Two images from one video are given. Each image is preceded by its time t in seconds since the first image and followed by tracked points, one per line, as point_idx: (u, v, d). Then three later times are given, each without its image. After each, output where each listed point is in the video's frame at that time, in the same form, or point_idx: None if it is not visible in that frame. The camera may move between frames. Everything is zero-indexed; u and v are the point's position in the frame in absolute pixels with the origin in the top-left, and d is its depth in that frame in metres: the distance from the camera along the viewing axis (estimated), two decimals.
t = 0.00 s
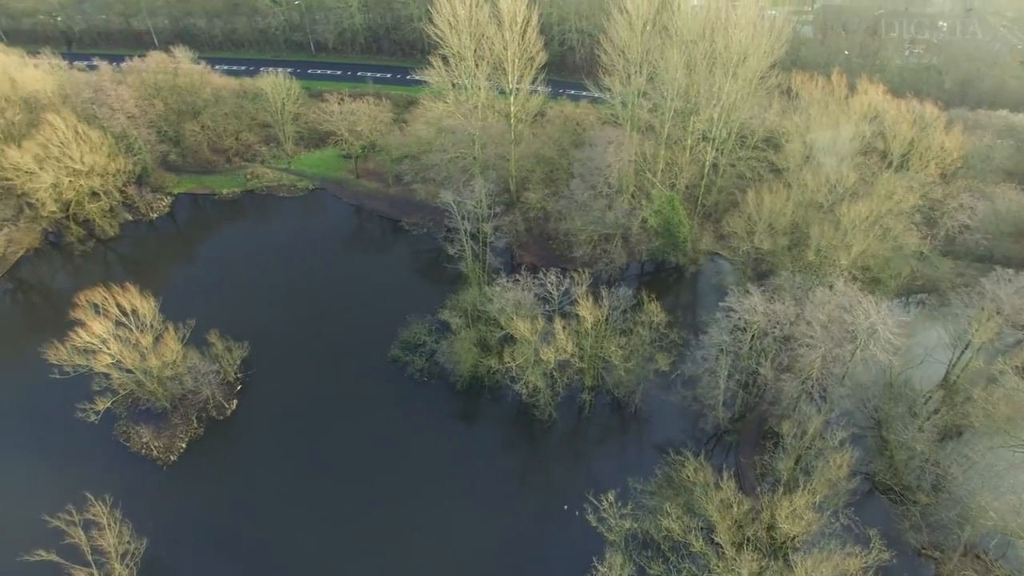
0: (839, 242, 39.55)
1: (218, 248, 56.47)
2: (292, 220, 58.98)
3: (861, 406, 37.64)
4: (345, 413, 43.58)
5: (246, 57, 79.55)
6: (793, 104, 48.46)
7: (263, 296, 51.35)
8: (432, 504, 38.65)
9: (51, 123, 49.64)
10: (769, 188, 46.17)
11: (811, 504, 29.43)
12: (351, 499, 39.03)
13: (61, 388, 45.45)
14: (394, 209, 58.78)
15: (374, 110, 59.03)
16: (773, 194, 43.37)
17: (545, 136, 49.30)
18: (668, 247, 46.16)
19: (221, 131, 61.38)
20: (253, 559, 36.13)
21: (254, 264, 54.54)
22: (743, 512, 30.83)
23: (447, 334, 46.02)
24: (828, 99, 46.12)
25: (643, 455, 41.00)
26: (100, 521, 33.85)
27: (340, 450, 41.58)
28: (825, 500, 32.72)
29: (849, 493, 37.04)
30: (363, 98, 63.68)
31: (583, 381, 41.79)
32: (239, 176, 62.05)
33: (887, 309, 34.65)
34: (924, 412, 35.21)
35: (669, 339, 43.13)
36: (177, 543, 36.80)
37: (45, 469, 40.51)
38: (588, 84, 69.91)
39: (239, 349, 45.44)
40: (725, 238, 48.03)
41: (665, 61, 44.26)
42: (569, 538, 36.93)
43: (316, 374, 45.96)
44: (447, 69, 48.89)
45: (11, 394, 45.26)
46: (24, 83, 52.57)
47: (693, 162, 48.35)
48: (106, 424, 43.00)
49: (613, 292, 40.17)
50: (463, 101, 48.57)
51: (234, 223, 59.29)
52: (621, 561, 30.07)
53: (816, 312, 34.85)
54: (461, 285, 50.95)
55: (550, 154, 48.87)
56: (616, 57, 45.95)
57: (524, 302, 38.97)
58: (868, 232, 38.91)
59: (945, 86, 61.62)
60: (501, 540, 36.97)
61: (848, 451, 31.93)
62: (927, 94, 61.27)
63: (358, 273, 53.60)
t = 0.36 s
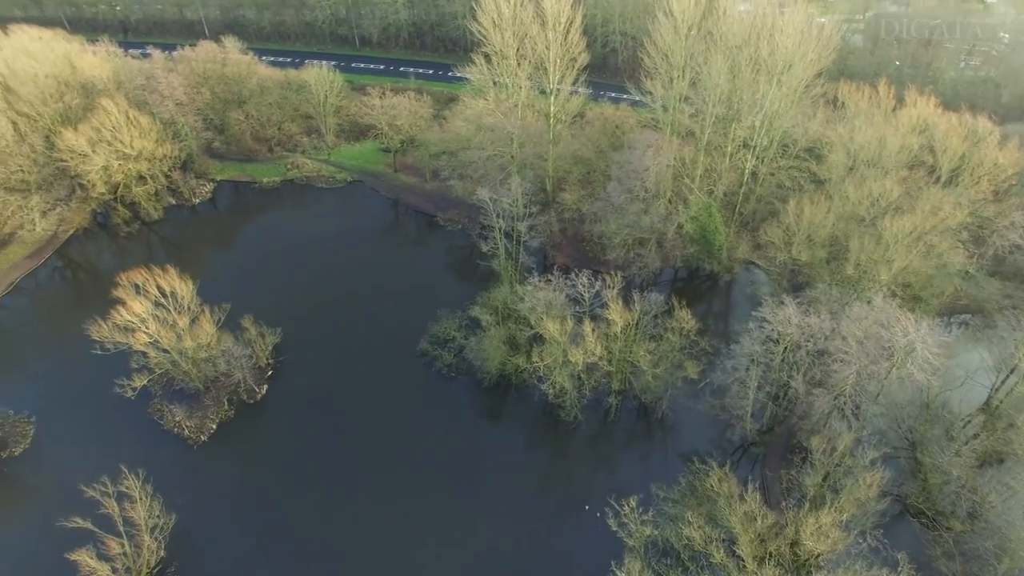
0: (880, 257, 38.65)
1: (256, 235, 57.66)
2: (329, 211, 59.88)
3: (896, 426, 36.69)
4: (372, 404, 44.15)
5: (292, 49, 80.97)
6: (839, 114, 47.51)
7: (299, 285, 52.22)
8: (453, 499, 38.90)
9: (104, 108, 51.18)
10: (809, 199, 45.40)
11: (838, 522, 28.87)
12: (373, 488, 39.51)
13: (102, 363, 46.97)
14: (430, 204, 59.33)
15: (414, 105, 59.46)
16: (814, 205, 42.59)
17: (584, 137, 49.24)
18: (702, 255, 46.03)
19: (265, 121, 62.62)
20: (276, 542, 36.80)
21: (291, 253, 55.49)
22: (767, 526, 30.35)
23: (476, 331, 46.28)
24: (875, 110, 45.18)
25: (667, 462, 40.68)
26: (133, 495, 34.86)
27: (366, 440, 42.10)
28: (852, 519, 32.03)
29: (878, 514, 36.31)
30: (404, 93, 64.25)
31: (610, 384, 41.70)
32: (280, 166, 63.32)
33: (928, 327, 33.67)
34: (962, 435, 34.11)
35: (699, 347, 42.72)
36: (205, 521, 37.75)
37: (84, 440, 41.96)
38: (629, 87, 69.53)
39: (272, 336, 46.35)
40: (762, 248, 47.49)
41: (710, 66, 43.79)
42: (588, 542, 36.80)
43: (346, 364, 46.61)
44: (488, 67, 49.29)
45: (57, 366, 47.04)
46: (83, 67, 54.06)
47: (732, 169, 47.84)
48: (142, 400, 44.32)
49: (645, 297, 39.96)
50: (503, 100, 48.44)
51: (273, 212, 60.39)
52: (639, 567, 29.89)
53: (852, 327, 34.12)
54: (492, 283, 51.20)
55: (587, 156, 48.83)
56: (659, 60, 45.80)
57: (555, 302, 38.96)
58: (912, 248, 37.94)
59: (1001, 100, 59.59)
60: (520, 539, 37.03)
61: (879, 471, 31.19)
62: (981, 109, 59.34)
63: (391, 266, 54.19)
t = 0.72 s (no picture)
0: (916, 272, 37.90)
1: (289, 226, 58.61)
2: (361, 205, 60.55)
3: (926, 446, 35.83)
4: (395, 397, 44.58)
5: (332, 44, 82.07)
6: (879, 125, 46.69)
7: (329, 276, 52.96)
8: (471, 495, 39.12)
9: (148, 96, 52.47)
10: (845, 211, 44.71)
11: (861, 540, 28.33)
12: (392, 481, 39.91)
13: (136, 344, 48.19)
14: (461, 201, 59.65)
15: (450, 102, 59.53)
16: (849, 217, 41.96)
17: (617, 140, 48.91)
18: (733, 262, 46.55)
19: (302, 114, 63.31)
20: (295, 529, 37.40)
21: (322, 244, 56.26)
22: (788, 540, 29.95)
23: (501, 329, 46.49)
24: (917, 122, 44.29)
25: (687, 470, 40.35)
26: (160, 474, 35.72)
27: (388, 432, 42.55)
28: (876, 538, 31.41)
29: (904, 535, 35.57)
30: (440, 90, 64.62)
31: (633, 389, 41.60)
32: (315, 158, 64.38)
33: (965, 346, 32.81)
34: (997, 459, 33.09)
35: (726, 355, 42.38)
36: (228, 503, 38.55)
37: (117, 418, 43.11)
38: (665, 91, 69.19)
39: (300, 325, 47.12)
40: (794, 257, 47.16)
41: (748, 72, 43.41)
42: (604, 545, 36.70)
43: (371, 356, 47.14)
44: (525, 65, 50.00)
45: (93, 345, 48.41)
46: (131, 57, 56.07)
47: (767, 177, 47.45)
48: (172, 382, 45.44)
49: (672, 302, 39.73)
50: (538, 99, 49.19)
51: (306, 203, 61.31)
52: (656, 573, 29.68)
53: (884, 342, 33.51)
54: (520, 282, 51.39)
55: (621, 159, 48.37)
56: (697, 65, 46.03)
57: (582, 304, 38.91)
58: (950, 264, 37.07)
59: None
60: (536, 539, 37.11)
61: (906, 490, 30.53)
62: None
63: (420, 261, 54.62)
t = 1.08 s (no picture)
0: (949, 286, 37.11)
1: (317, 218, 59.39)
2: (389, 200, 61.11)
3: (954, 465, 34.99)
4: (415, 392, 44.90)
5: (366, 40, 83.13)
6: (915, 135, 45.84)
7: (355, 270, 53.49)
8: (487, 493, 39.25)
9: (185, 88, 53.71)
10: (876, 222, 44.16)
11: (881, 557, 27.83)
12: (410, 475, 40.21)
13: (165, 331, 49.11)
14: (488, 200, 59.87)
15: (480, 100, 59.49)
16: (881, 228, 41.33)
17: (647, 143, 48.91)
18: (761, 270, 46.11)
19: (334, 109, 63.89)
20: (312, 519, 37.87)
21: (349, 238, 56.84)
22: (806, 553, 29.52)
23: (523, 329, 46.57)
24: (955, 132, 43.42)
25: (706, 478, 40.02)
26: (183, 459, 36.37)
27: (407, 427, 42.86)
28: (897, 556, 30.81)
29: (928, 555, 34.84)
30: (471, 88, 64.83)
31: (654, 393, 41.42)
32: (345, 153, 64.94)
33: (997, 364, 32.03)
34: None
35: (749, 364, 41.99)
36: (248, 490, 39.22)
37: (144, 402, 44.04)
38: (697, 96, 68.76)
39: (324, 317, 47.68)
40: (822, 266, 46.81)
41: (781, 78, 43.05)
42: (619, 550, 36.52)
43: (393, 351, 47.53)
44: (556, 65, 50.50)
45: (124, 330, 49.52)
46: (170, 48, 57.14)
47: (798, 185, 47.03)
48: (198, 369, 46.27)
49: (697, 308, 39.42)
50: (568, 100, 49.39)
51: (334, 197, 61.99)
52: None
53: (912, 356, 32.92)
54: (544, 282, 51.43)
55: (649, 162, 48.44)
56: (730, 69, 45.86)
57: (606, 306, 38.80)
58: (985, 279, 36.22)
59: None
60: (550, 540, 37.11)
61: (930, 509, 29.89)
62: None
63: (444, 258, 54.97)
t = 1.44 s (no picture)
0: (985, 302, 35.88)
1: (344, 212, 60.05)
2: (416, 197, 61.56)
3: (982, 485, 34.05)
4: (435, 388, 45.12)
5: (398, 37, 83.97)
6: (952, 146, 44.83)
7: (380, 265, 53.95)
8: (503, 492, 39.30)
9: (220, 80, 54.74)
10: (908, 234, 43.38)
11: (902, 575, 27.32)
12: (426, 472, 40.41)
13: (193, 319, 49.98)
14: (515, 199, 59.88)
15: (509, 100, 59.38)
16: (912, 240, 40.58)
17: (676, 147, 48.86)
18: (784, 278, 46.28)
19: (364, 104, 64.33)
20: (330, 510, 38.29)
21: (375, 234, 57.34)
22: (825, 567, 29.10)
23: (545, 329, 46.61)
24: (994, 144, 42.34)
25: (725, 486, 39.62)
26: (205, 445, 36.97)
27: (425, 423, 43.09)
28: None
29: None
30: (501, 88, 64.94)
31: (675, 399, 41.16)
32: (373, 148, 65.53)
33: None
34: None
35: (773, 373, 41.53)
36: (267, 479, 39.78)
37: (171, 388, 44.88)
38: (728, 101, 68.16)
39: (348, 311, 48.15)
40: (849, 278, 46.56)
41: (815, 85, 42.57)
42: (633, 555, 36.32)
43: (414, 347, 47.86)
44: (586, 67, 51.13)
45: (154, 316, 50.52)
46: (206, 42, 58.41)
47: (828, 194, 46.54)
48: (223, 357, 47.02)
49: (721, 315, 39.02)
50: (597, 102, 50.25)
51: (362, 193, 62.56)
52: None
53: (940, 371, 32.20)
54: (567, 283, 51.43)
55: (678, 166, 48.33)
56: (763, 75, 45.46)
57: (629, 310, 38.62)
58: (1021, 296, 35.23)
59: None
60: (564, 542, 37.05)
61: (955, 529, 29.21)
62: None
63: (468, 256, 55.19)
